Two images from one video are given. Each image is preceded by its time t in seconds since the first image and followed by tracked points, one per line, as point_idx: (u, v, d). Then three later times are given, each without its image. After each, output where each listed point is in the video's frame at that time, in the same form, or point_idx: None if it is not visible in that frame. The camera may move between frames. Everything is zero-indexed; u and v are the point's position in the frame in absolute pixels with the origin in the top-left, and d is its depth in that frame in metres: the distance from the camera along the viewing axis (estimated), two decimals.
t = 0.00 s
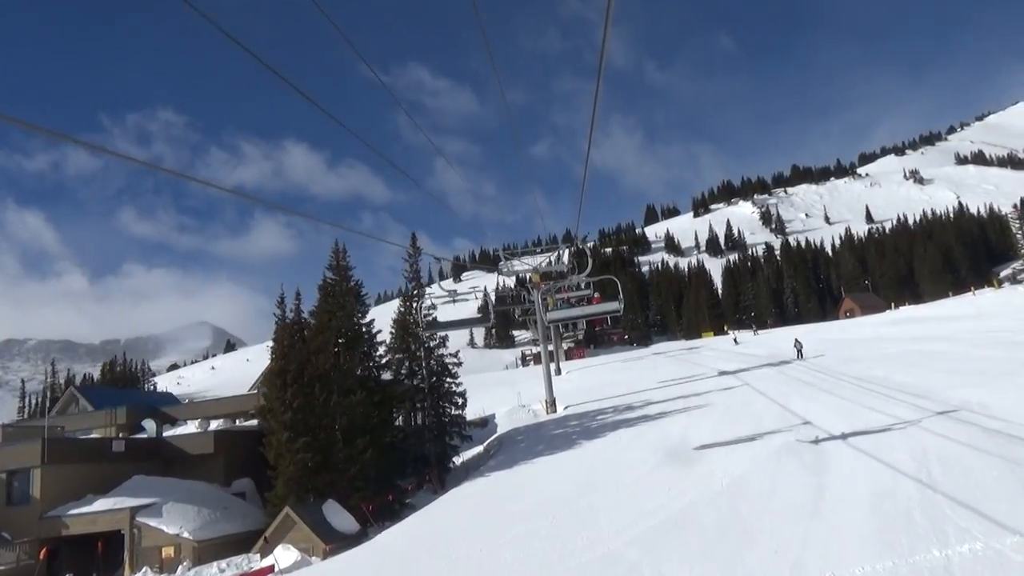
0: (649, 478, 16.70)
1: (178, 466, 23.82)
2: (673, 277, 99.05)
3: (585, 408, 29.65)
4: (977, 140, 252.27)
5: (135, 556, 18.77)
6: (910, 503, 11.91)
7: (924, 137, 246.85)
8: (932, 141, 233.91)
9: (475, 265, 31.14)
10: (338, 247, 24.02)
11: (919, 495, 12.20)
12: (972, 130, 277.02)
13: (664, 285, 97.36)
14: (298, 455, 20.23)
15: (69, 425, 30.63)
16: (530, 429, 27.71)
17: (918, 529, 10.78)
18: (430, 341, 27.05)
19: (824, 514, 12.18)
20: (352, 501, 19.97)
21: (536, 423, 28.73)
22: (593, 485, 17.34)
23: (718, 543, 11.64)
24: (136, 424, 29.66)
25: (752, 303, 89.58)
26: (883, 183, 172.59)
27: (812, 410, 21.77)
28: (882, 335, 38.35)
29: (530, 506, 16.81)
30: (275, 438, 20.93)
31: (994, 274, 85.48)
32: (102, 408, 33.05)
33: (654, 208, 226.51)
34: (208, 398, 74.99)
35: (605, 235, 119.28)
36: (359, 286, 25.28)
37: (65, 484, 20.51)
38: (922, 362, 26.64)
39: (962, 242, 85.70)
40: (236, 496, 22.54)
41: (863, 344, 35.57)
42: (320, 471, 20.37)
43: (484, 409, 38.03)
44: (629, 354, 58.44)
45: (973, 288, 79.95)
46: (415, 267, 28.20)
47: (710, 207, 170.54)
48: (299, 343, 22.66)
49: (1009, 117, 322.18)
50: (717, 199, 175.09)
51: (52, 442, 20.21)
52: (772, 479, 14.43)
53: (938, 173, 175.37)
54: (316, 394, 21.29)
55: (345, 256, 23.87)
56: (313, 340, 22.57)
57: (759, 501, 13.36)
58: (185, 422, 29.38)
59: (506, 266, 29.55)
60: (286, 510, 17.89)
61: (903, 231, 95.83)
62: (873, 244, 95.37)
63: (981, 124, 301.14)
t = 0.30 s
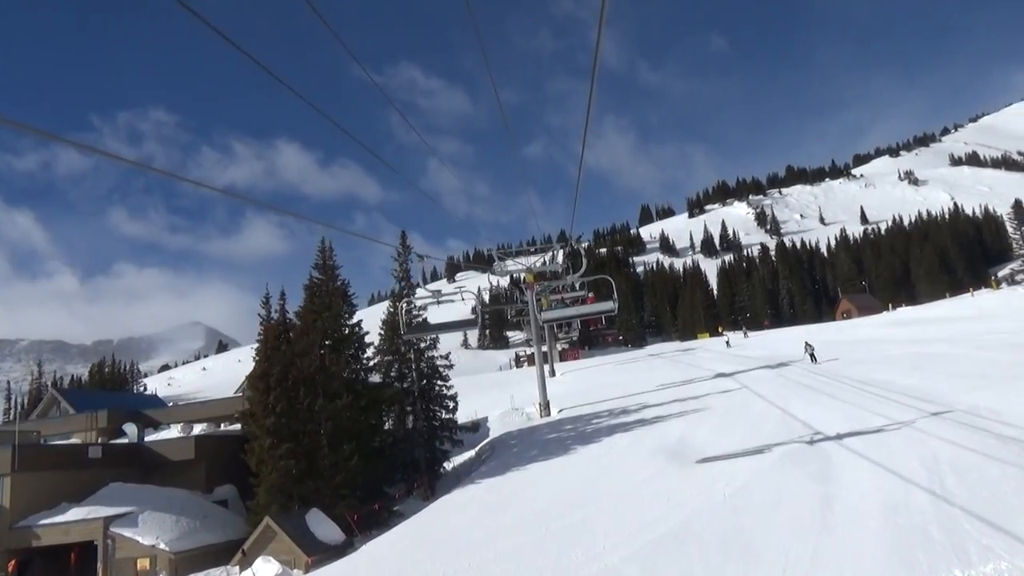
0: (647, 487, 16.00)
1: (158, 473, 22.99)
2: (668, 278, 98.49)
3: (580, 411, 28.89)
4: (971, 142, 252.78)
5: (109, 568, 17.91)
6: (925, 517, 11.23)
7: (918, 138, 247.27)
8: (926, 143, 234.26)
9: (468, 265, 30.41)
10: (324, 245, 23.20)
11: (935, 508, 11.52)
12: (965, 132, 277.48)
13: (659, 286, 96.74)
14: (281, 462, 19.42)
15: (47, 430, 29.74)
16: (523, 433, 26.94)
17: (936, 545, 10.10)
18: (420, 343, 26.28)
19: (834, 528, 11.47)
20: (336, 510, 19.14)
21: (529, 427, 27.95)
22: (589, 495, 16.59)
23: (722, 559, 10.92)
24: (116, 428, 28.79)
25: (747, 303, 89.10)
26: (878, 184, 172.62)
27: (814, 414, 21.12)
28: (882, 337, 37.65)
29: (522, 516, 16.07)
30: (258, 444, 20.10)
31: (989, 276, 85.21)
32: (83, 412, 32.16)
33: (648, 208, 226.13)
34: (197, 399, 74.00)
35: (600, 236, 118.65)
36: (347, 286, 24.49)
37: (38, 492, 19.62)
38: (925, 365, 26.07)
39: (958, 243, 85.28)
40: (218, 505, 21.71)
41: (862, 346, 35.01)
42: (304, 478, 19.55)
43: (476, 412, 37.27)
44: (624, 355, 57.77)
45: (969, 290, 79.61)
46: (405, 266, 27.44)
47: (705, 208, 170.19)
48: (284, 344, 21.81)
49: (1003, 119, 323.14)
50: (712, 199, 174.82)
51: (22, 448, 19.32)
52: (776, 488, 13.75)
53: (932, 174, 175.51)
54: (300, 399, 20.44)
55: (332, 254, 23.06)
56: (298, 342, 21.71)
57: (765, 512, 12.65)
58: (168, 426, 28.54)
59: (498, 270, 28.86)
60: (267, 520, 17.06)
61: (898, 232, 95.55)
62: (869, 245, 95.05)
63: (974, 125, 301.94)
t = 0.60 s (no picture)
0: (642, 498, 15.28)
1: (134, 480, 22.09)
2: (661, 281, 98.04)
3: (572, 417, 28.17)
4: (963, 147, 253.71)
5: None
6: (940, 536, 10.50)
7: (910, 143, 248.22)
8: (918, 148, 235.07)
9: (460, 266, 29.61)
10: (308, 244, 22.36)
11: (950, 526, 10.79)
12: (957, 137, 278.62)
13: (652, 289, 96.24)
14: (260, 471, 18.58)
15: (22, 434, 28.77)
16: (513, 439, 26.17)
17: (954, 567, 9.38)
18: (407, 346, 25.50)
19: (842, 546, 10.75)
20: (317, 521, 18.29)
21: (519, 433, 27.20)
22: (582, 506, 15.84)
23: None
24: (93, 432, 27.87)
25: (740, 306, 88.67)
26: (870, 188, 172.88)
27: (814, 421, 20.46)
28: (879, 342, 37.12)
29: (510, 529, 15.31)
30: (235, 451, 19.23)
31: (982, 281, 85.00)
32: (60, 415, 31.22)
33: (641, 211, 225.89)
34: (183, 402, 72.90)
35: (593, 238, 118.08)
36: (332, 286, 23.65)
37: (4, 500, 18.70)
38: (925, 372, 25.49)
39: (951, 248, 85.04)
40: (195, 514, 20.85)
41: (859, 351, 34.41)
42: (285, 488, 18.71)
43: (467, 417, 36.48)
44: (617, 359, 57.09)
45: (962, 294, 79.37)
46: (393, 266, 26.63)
47: (698, 211, 170.04)
48: (264, 347, 20.95)
49: (993, 125, 324.98)
50: (705, 202, 174.76)
51: None
52: (779, 501, 13.04)
53: (924, 179, 175.99)
54: (280, 404, 19.59)
55: (316, 253, 22.20)
56: (279, 344, 20.84)
57: (768, 528, 11.92)
58: (147, 431, 27.63)
59: (490, 272, 28.14)
60: (242, 534, 16.20)
61: (891, 236, 95.36)
62: (862, 249, 94.80)
63: (965, 130, 303.55)
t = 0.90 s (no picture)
0: (643, 511, 14.53)
1: (113, 488, 21.27)
2: (657, 283, 97.45)
3: (568, 422, 27.43)
4: (960, 151, 254.07)
5: None
6: (963, 554, 9.79)
7: (906, 146, 248.52)
8: (914, 151, 235.27)
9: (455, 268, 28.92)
10: (295, 243, 21.60)
11: (974, 543, 10.08)
12: (953, 140, 278.87)
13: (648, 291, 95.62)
14: (242, 480, 17.79)
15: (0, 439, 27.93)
16: (507, 445, 25.42)
17: None
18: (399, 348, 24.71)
19: (857, 564, 10.04)
20: (302, 532, 17.48)
21: (514, 439, 26.47)
22: (579, 518, 15.13)
23: None
24: (73, 437, 27.05)
25: (738, 309, 88.09)
26: (867, 191, 172.70)
27: (818, 428, 19.79)
28: (880, 345, 36.50)
29: (505, 542, 14.53)
30: (217, 460, 18.46)
31: (980, 284, 84.54)
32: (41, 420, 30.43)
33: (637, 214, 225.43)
34: (174, 406, 71.90)
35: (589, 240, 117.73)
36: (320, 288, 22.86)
37: None
38: (931, 377, 24.86)
39: (949, 250, 84.60)
40: (175, 525, 20.02)
41: (862, 355, 33.76)
42: (268, 497, 17.91)
43: (460, 422, 35.72)
44: (614, 362, 56.44)
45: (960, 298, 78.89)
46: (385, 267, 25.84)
47: (695, 213, 169.60)
48: (249, 350, 20.20)
49: (989, 129, 325.63)
50: (702, 205, 174.41)
51: None
52: (787, 515, 12.35)
53: (921, 181, 175.86)
54: (265, 410, 18.82)
55: (304, 253, 21.41)
56: (263, 348, 20.07)
57: (778, 544, 11.17)
58: (130, 436, 26.86)
59: (485, 273, 27.50)
60: (222, 546, 15.38)
61: (889, 239, 94.90)
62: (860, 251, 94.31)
63: (961, 133, 304.03)
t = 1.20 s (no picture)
0: (646, 521, 13.79)
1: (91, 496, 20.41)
2: (654, 283, 96.83)
3: (565, 425, 26.65)
4: (957, 151, 253.96)
5: None
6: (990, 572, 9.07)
7: (902, 146, 248.42)
8: (910, 151, 235.27)
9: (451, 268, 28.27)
10: (282, 241, 20.79)
11: (1000, 559, 9.36)
12: (949, 140, 278.67)
13: (645, 291, 94.95)
14: (224, 488, 16.96)
15: None
16: (503, 450, 24.63)
17: None
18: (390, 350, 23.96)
19: None
20: (286, 544, 16.66)
21: (509, 443, 25.68)
22: (577, 529, 14.40)
23: None
24: (54, 441, 26.27)
25: (735, 309, 87.46)
26: (864, 191, 172.39)
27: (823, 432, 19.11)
28: (883, 346, 35.87)
29: (499, 555, 13.75)
30: (198, 467, 17.63)
31: (979, 284, 84.03)
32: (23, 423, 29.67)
33: (633, 214, 224.88)
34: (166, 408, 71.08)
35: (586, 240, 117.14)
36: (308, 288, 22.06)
37: None
38: (939, 379, 24.24)
39: (948, 250, 84.06)
40: (156, 535, 19.22)
41: (864, 355, 33.13)
42: (251, 507, 17.08)
43: (454, 424, 34.96)
44: (611, 363, 55.73)
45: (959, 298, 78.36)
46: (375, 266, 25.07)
47: (691, 213, 169.06)
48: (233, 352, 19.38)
49: (985, 129, 325.81)
50: (698, 205, 173.96)
51: None
52: (799, 529, 11.61)
53: (917, 182, 175.62)
54: (249, 414, 18.03)
55: (291, 252, 20.61)
56: (248, 350, 19.24)
57: (790, 561, 10.43)
58: (113, 441, 26.06)
59: (481, 274, 26.89)
60: (201, 560, 14.54)
61: (887, 239, 94.38)
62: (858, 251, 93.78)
63: (957, 133, 303.93)
